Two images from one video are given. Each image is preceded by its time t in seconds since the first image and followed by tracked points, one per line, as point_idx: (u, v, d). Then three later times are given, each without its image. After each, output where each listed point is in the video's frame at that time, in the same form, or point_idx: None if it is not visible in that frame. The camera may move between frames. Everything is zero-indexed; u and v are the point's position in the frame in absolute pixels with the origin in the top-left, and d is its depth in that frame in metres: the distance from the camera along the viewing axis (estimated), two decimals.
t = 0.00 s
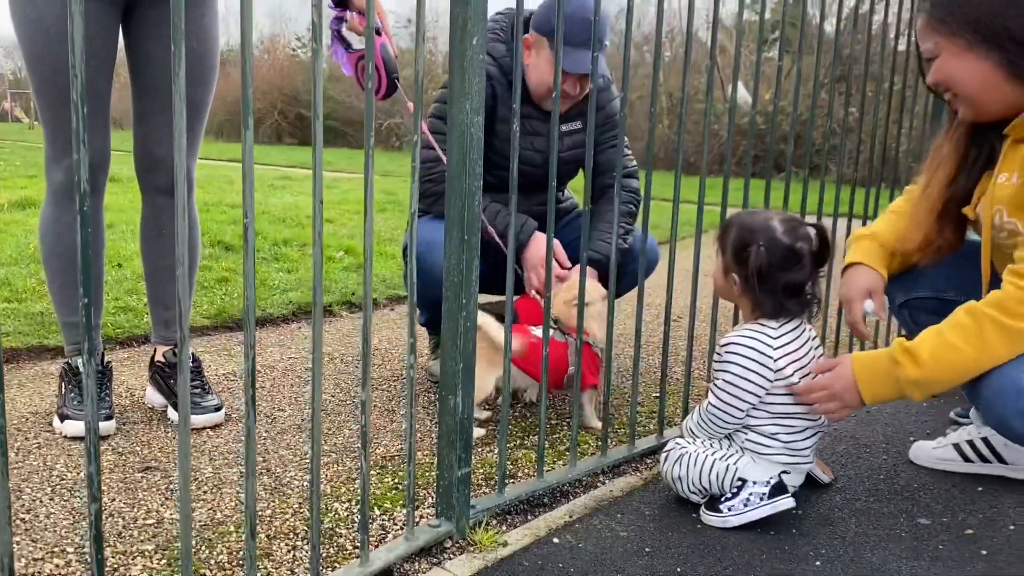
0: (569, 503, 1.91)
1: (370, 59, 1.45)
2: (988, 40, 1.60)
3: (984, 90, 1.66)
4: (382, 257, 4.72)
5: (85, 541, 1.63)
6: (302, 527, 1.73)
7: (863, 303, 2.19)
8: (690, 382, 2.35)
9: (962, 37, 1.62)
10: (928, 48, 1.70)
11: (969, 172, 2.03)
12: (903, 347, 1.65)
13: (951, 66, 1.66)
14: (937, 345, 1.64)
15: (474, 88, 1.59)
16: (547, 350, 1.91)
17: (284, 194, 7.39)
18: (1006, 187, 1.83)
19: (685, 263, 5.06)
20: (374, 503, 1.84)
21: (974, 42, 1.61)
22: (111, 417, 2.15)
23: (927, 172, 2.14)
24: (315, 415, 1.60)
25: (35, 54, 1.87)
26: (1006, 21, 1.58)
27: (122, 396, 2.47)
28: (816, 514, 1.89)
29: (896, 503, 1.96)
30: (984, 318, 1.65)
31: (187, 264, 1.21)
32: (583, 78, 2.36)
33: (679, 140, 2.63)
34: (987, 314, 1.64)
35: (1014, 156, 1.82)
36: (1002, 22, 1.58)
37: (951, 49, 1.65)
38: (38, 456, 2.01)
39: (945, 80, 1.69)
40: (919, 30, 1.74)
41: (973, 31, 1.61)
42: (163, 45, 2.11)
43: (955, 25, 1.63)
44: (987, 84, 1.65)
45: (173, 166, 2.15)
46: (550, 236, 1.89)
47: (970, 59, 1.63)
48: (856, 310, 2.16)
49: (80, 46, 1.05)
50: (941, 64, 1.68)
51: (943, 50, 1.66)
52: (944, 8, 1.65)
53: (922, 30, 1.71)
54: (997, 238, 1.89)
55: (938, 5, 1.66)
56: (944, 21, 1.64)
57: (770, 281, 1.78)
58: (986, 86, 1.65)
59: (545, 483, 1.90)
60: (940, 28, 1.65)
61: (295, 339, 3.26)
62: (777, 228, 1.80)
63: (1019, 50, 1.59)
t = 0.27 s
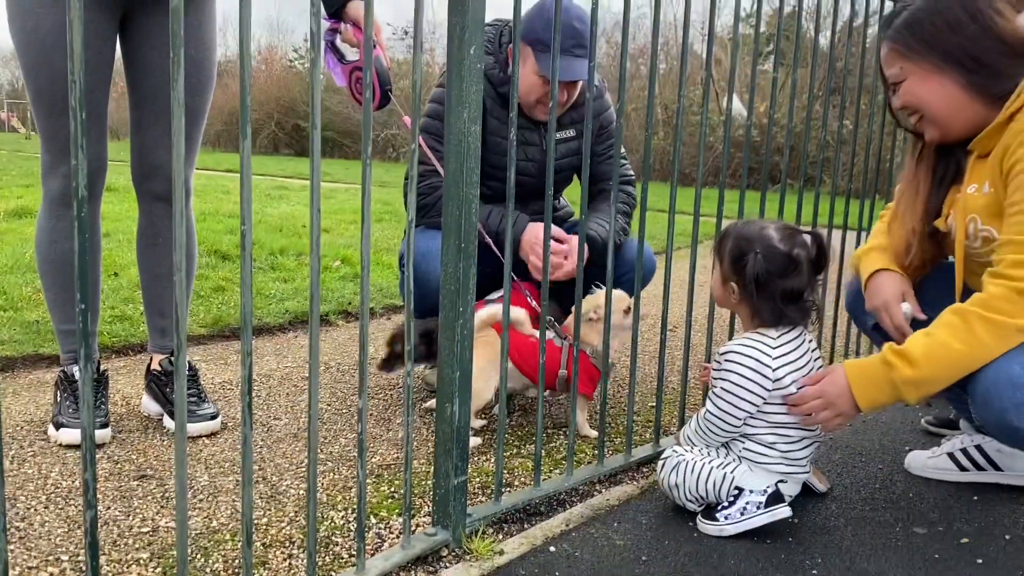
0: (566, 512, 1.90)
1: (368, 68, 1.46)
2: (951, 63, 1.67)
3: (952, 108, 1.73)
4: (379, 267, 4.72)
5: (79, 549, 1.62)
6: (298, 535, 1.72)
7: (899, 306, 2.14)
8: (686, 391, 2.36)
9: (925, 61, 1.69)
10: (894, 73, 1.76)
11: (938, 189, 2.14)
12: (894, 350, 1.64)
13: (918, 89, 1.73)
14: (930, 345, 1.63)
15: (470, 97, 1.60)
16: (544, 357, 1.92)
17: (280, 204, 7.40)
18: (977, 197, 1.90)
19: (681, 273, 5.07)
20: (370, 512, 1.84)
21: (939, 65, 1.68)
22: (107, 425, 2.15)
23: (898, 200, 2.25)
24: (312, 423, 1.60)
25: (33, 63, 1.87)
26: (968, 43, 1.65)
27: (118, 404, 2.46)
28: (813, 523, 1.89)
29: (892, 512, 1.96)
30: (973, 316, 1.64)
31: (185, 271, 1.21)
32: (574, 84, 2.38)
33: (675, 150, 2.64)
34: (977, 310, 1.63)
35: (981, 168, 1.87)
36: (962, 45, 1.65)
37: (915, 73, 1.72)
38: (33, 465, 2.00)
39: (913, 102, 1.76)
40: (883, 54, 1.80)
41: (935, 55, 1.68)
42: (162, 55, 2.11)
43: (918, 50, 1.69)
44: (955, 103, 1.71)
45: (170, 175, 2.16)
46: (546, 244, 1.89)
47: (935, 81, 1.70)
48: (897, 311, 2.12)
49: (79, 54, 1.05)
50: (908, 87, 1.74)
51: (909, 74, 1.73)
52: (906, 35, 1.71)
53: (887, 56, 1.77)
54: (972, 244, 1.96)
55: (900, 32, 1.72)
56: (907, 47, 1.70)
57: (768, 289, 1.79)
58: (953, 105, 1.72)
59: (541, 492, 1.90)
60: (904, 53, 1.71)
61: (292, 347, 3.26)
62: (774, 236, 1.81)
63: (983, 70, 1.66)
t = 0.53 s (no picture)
0: (571, 517, 1.89)
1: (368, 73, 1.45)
2: (937, 70, 1.74)
3: (939, 115, 1.79)
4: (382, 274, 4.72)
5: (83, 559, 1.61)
6: (303, 543, 1.72)
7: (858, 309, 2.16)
8: (691, 395, 2.35)
9: (911, 70, 1.76)
10: (881, 84, 1.82)
11: (923, 194, 2.10)
12: (895, 346, 1.66)
13: (906, 97, 1.79)
14: (929, 340, 1.65)
15: (471, 102, 1.60)
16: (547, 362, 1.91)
17: (283, 212, 7.41)
18: (968, 197, 1.87)
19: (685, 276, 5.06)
20: (376, 519, 1.83)
21: (925, 73, 1.75)
22: (111, 435, 2.14)
23: (887, 207, 2.22)
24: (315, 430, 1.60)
25: (35, 74, 1.88)
26: (951, 52, 1.73)
27: (122, 414, 2.46)
28: (820, 526, 1.88)
29: (900, 514, 1.95)
30: (970, 310, 1.66)
31: (187, 279, 1.21)
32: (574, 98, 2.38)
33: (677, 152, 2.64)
34: (975, 305, 1.65)
35: (969, 169, 1.87)
36: (947, 56, 1.72)
37: (902, 81, 1.78)
38: (38, 475, 2.00)
39: (901, 111, 1.82)
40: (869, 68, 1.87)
41: (921, 64, 1.74)
42: (163, 64, 2.12)
43: (904, 60, 1.76)
44: (941, 110, 1.78)
45: (172, 183, 2.16)
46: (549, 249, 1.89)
47: (922, 89, 1.76)
48: (853, 315, 2.14)
49: (79, 62, 1.05)
50: (895, 97, 1.80)
51: (897, 83, 1.79)
52: (891, 47, 1.78)
53: (873, 68, 1.84)
54: (965, 244, 1.96)
55: (886, 44, 1.80)
56: (894, 59, 1.77)
57: (774, 290, 1.78)
58: (940, 112, 1.78)
59: (547, 497, 1.89)
60: (890, 64, 1.78)
61: (295, 355, 3.26)
62: (780, 237, 1.81)
63: (966, 77, 1.73)
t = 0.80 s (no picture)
0: (593, 519, 1.89)
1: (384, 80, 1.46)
2: (948, 70, 1.73)
3: (951, 114, 1.78)
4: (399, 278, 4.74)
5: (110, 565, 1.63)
6: (326, 547, 1.73)
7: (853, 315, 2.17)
8: (711, 396, 2.34)
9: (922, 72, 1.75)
10: (891, 86, 1.82)
11: (935, 193, 2.06)
12: (912, 343, 1.67)
13: (918, 97, 1.78)
14: (945, 336, 1.65)
15: (487, 107, 1.60)
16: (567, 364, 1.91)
17: (300, 218, 7.46)
18: (982, 192, 1.86)
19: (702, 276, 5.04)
20: (398, 522, 1.84)
21: (936, 73, 1.74)
22: (135, 442, 2.16)
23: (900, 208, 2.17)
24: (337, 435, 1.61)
25: (57, 87, 1.90)
26: (961, 51, 1.72)
27: (146, 420, 2.49)
28: (844, 525, 1.87)
29: (924, 512, 1.93)
30: (985, 306, 1.66)
31: (210, 287, 1.22)
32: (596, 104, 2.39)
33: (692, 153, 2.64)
34: (990, 300, 1.65)
35: (981, 165, 1.85)
36: (958, 56, 1.72)
37: (914, 82, 1.77)
38: (64, 483, 2.02)
39: (913, 111, 1.80)
40: (879, 69, 1.85)
41: (932, 65, 1.74)
42: (182, 74, 2.14)
43: (915, 61, 1.75)
44: (953, 109, 1.77)
45: (192, 192, 2.18)
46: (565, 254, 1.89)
47: (934, 89, 1.76)
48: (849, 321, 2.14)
49: (101, 76, 1.07)
50: (907, 97, 1.79)
51: (908, 84, 1.78)
52: (901, 47, 1.77)
53: (883, 70, 1.82)
54: (981, 239, 1.95)
55: (896, 45, 1.79)
56: (904, 60, 1.76)
57: (796, 289, 1.78)
58: (952, 111, 1.78)
59: (568, 499, 1.90)
60: (901, 64, 1.77)
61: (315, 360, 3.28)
62: (800, 236, 1.80)
63: (977, 76, 1.73)
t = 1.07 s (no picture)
0: (619, 519, 1.89)
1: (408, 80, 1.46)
2: (975, 65, 1.71)
3: (977, 112, 1.76)
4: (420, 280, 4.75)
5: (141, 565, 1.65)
6: (354, 547, 1.73)
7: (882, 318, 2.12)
8: (737, 395, 2.32)
9: (948, 65, 1.73)
10: (915, 82, 1.80)
11: (963, 190, 2.01)
12: (940, 343, 1.65)
13: (943, 94, 1.75)
14: (973, 335, 1.65)
15: (510, 107, 1.60)
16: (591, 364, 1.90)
17: (321, 222, 7.50)
18: (1010, 188, 1.84)
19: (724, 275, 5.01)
20: (424, 522, 1.84)
21: (962, 68, 1.72)
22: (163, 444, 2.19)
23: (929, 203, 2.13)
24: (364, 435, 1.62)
25: (85, 92, 1.93)
26: (987, 47, 1.71)
27: (173, 422, 2.51)
28: (873, 524, 1.85)
29: (956, 511, 1.91)
30: (1013, 303, 1.65)
31: (239, 289, 1.23)
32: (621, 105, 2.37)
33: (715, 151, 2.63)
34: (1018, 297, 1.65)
35: (1009, 161, 1.82)
36: (984, 50, 1.70)
37: (939, 76, 1.75)
38: (94, 484, 2.04)
39: (938, 108, 1.78)
40: (903, 67, 1.84)
41: (958, 58, 1.72)
42: (207, 79, 2.16)
43: (939, 56, 1.74)
44: (979, 106, 1.74)
45: (217, 196, 2.19)
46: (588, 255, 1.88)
47: (960, 85, 1.73)
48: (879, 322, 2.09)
49: (132, 80, 1.08)
50: (932, 93, 1.77)
51: (933, 79, 1.76)
52: (925, 43, 1.76)
53: (908, 67, 1.81)
54: (1009, 235, 1.91)
55: (920, 41, 1.78)
56: (930, 54, 1.75)
57: (826, 284, 1.76)
58: (977, 108, 1.75)
59: (594, 499, 1.89)
60: (926, 60, 1.76)
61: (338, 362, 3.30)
62: (824, 232, 1.79)
63: (1003, 72, 1.71)
